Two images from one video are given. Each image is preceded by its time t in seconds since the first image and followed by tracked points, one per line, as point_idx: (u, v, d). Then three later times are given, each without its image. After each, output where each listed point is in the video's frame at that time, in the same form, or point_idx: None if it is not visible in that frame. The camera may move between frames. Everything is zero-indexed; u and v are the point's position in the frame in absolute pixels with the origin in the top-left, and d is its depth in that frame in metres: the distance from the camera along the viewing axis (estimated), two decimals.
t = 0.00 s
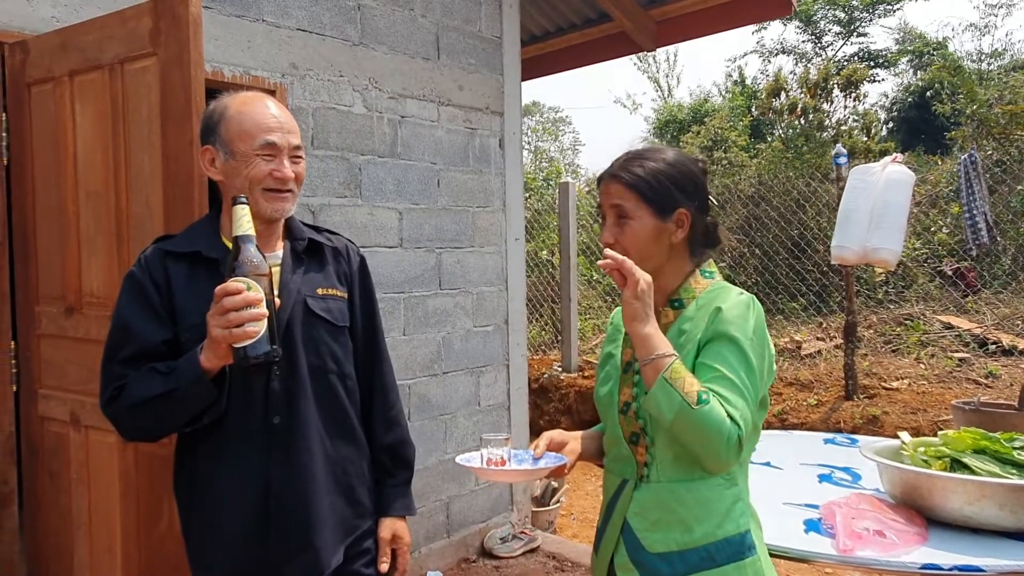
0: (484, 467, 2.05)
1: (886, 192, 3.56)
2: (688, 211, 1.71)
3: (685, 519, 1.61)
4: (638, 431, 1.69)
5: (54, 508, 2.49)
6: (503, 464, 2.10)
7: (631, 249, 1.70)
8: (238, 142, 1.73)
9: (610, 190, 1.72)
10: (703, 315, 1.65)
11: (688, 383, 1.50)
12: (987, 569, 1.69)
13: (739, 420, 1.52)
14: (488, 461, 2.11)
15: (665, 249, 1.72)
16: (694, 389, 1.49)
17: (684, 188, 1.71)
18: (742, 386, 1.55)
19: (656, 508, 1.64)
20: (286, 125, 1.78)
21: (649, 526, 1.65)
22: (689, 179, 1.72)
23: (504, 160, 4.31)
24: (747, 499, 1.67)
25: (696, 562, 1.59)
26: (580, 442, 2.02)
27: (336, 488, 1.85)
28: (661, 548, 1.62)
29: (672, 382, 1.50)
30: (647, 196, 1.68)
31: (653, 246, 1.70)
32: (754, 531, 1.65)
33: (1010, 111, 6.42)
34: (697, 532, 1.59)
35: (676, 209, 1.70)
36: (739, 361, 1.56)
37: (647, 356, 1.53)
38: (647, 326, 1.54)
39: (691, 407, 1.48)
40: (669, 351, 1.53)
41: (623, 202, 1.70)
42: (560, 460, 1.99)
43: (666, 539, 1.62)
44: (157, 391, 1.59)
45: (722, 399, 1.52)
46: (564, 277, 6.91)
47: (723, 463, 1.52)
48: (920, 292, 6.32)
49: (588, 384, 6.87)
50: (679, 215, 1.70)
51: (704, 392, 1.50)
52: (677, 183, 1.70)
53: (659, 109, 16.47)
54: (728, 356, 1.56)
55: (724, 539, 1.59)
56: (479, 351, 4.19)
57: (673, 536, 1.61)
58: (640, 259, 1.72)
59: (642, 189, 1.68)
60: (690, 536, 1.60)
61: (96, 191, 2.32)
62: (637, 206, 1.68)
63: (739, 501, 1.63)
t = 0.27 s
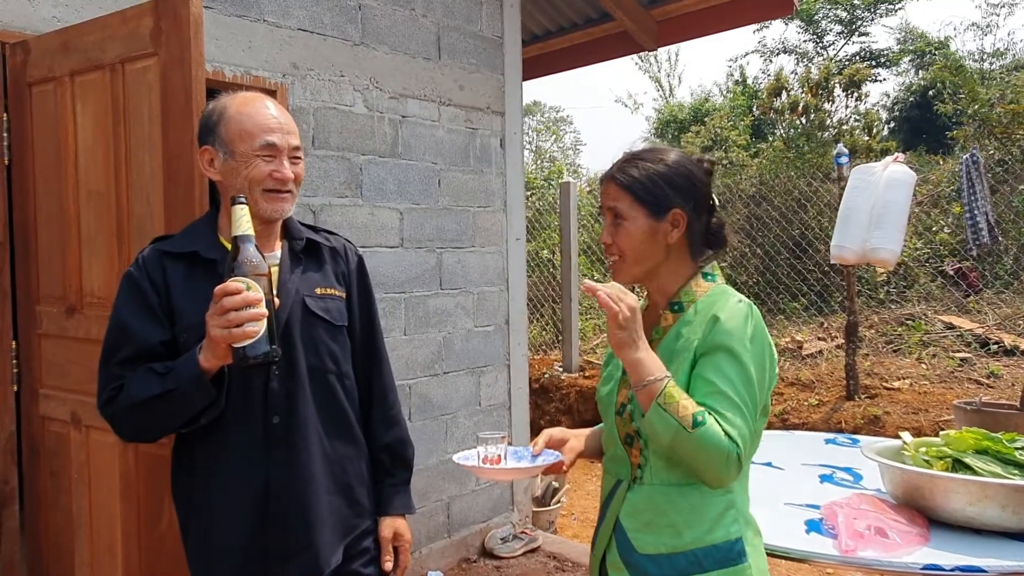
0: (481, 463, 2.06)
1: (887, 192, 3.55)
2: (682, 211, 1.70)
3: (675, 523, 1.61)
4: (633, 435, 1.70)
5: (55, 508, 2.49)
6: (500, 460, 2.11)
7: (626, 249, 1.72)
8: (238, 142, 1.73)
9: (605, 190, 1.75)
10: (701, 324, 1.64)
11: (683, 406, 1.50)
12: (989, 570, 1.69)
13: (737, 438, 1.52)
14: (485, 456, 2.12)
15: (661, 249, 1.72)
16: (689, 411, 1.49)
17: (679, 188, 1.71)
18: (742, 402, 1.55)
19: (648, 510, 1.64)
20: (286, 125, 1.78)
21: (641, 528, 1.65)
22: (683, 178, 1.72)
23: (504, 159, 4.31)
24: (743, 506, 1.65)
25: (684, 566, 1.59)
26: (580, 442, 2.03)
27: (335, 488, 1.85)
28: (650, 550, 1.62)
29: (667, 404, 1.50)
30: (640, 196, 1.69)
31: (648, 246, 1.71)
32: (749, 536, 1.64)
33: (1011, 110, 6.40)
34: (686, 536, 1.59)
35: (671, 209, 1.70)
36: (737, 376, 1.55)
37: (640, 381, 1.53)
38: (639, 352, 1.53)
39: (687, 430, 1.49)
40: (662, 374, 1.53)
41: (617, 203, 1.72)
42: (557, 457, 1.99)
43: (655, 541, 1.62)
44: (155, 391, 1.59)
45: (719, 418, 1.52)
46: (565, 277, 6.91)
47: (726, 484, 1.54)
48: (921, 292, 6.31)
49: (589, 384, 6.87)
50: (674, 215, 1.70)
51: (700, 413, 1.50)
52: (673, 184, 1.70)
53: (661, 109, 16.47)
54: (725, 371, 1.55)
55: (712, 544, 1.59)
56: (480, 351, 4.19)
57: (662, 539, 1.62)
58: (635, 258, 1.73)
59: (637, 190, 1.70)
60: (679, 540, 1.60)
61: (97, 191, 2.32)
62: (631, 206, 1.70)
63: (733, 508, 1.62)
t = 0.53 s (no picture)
0: (478, 461, 2.07)
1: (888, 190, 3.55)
2: (673, 215, 1.70)
3: (668, 524, 1.60)
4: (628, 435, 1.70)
5: (55, 507, 2.49)
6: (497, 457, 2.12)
7: (619, 251, 1.73)
8: (237, 141, 1.73)
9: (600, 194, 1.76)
10: (699, 330, 1.63)
11: (681, 421, 1.49)
12: (992, 570, 1.68)
13: (738, 445, 1.52)
14: (482, 453, 2.12)
15: (653, 252, 1.73)
16: (687, 425, 1.49)
17: (670, 192, 1.70)
18: (742, 410, 1.54)
19: (643, 510, 1.64)
20: (284, 124, 1.78)
21: (634, 528, 1.65)
22: (674, 182, 1.71)
23: (505, 159, 4.31)
24: (739, 511, 1.64)
25: (676, 567, 1.59)
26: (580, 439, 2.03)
27: (334, 488, 1.84)
28: (643, 549, 1.62)
29: (665, 420, 1.49)
30: (631, 201, 1.70)
31: (639, 249, 1.72)
32: (744, 540, 1.63)
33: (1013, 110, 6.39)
34: (679, 537, 1.59)
35: (661, 214, 1.70)
36: (737, 384, 1.54)
37: (635, 399, 1.52)
38: (635, 371, 1.52)
39: (686, 443, 1.49)
40: (657, 391, 1.51)
41: (609, 207, 1.73)
42: (553, 455, 1.99)
43: (648, 541, 1.62)
44: (152, 391, 1.58)
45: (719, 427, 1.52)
46: (566, 277, 6.90)
47: (727, 492, 1.55)
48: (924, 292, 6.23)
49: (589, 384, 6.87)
50: (664, 219, 1.70)
51: (700, 425, 1.50)
52: (665, 187, 1.70)
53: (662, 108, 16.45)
54: (724, 379, 1.54)
55: (705, 547, 1.58)
56: (481, 351, 4.18)
57: (656, 539, 1.61)
58: (628, 262, 1.74)
59: (626, 192, 1.71)
60: (671, 541, 1.60)
61: (98, 190, 2.32)
62: (622, 210, 1.71)
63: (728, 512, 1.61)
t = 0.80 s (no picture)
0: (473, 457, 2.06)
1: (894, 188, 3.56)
2: (672, 212, 1.70)
3: (662, 529, 1.60)
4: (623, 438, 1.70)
5: (54, 507, 2.48)
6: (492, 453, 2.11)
7: (616, 242, 1.73)
8: (233, 139, 1.72)
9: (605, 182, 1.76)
10: (691, 334, 1.62)
11: (679, 444, 1.50)
12: (992, 570, 1.68)
13: (740, 453, 1.52)
14: (476, 450, 2.12)
15: (650, 247, 1.72)
16: (685, 446, 1.50)
17: (672, 188, 1.70)
18: (745, 418, 1.54)
19: (638, 513, 1.63)
20: (280, 123, 1.77)
21: (628, 531, 1.64)
22: (679, 179, 1.70)
23: (505, 158, 4.30)
24: (734, 514, 1.63)
25: (670, 571, 1.58)
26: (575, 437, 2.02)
27: (331, 488, 1.84)
28: (637, 553, 1.62)
29: (664, 446, 1.51)
30: (634, 192, 1.70)
31: (636, 243, 1.71)
32: (739, 544, 1.62)
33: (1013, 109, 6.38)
34: (673, 541, 1.59)
35: (661, 209, 1.70)
36: (734, 389, 1.54)
37: (631, 428, 1.52)
38: (623, 405, 1.52)
39: (687, 464, 1.51)
40: (650, 418, 1.52)
41: (612, 197, 1.73)
42: (549, 451, 1.99)
43: (642, 544, 1.62)
44: (147, 392, 1.58)
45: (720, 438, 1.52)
46: (566, 277, 6.90)
47: (739, 498, 1.57)
48: (924, 291, 6.24)
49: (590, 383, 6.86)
50: (664, 215, 1.70)
51: (698, 444, 1.51)
52: (668, 182, 1.69)
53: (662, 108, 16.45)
54: (720, 387, 1.54)
55: (699, 551, 1.58)
56: (481, 350, 4.18)
57: (650, 543, 1.61)
58: (624, 254, 1.74)
59: (629, 183, 1.71)
60: (665, 545, 1.59)
61: (96, 189, 2.31)
62: (623, 201, 1.71)
63: (723, 515, 1.61)
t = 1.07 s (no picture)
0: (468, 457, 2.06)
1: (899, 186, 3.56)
2: (667, 209, 1.69)
3: (659, 530, 1.59)
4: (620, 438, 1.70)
5: (50, 506, 2.47)
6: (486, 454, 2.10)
7: (611, 241, 1.73)
8: (221, 136, 1.71)
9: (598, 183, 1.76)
10: (688, 337, 1.61)
11: (674, 472, 1.52)
12: (991, 570, 1.67)
13: (744, 458, 1.51)
14: (471, 450, 2.11)
15: (645, 245, 1.72)
16: (682, 470, 1.51)
17: (666, 185, 1.69)
18: (747, 420, 1.53)
19: (635, 513, 1.63)
20: (270, 120, 1.77)
21: (626, 533, 1.64)
22: (672, 176, 1.69)
23: (504, 157, 4.29)
24: (729, 515, 1.62)
25: (668, 572, 1.57)
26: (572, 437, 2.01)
27: (328, 488, 1.83)
28: (635, 554, 1.61)
29: (661, 478, 1.53)
30: (627, 191, 1.69)
31: (631, 241, 1.71)
32: (736, 543, 1.61)
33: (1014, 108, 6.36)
34: (670, 542, 1.58)
35: (655, 207, 1.69)
36: (735, 393, 1.52)
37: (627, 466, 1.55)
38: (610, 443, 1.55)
39: (686, 488, 1.52)
40: (641, 452, 1.54)
41: (605, 196, 1.73)
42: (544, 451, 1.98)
43: (640, 545, 1.61)
44: (141, 392, 1.57)
45: (721, 446, 1.51)
46: (566, 276, 6.90)
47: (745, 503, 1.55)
48: (924, 291, 6.28)
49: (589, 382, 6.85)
50: (657, 213, 1.69)
51: (694, 464, 1.51)
52: (661, 180, 1.68)
53: (662, 107, 16.43)
54: (720, 392, 1.53)
55: (696, 552, 1.57)
56: (480, 349, 4.17)
57: (648, 544, 1.60)
58: (619, 253, 1.74)
59: (622, 183, 1.70)
60: (662, 546, 1.58)
61: (93, 187, 2.31)
62: (617, 200, 1.70)
63: (719, 516, 1.60)
